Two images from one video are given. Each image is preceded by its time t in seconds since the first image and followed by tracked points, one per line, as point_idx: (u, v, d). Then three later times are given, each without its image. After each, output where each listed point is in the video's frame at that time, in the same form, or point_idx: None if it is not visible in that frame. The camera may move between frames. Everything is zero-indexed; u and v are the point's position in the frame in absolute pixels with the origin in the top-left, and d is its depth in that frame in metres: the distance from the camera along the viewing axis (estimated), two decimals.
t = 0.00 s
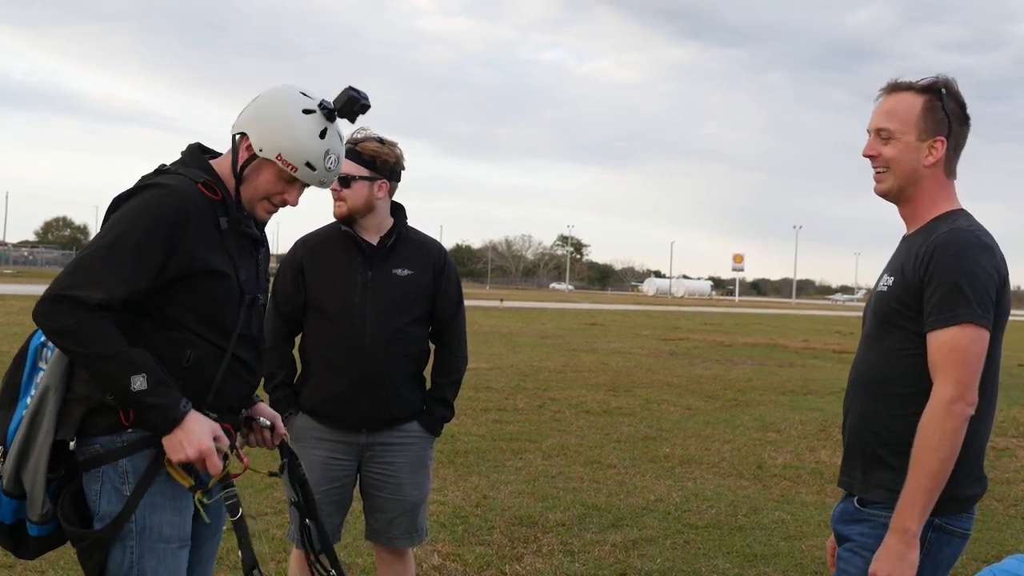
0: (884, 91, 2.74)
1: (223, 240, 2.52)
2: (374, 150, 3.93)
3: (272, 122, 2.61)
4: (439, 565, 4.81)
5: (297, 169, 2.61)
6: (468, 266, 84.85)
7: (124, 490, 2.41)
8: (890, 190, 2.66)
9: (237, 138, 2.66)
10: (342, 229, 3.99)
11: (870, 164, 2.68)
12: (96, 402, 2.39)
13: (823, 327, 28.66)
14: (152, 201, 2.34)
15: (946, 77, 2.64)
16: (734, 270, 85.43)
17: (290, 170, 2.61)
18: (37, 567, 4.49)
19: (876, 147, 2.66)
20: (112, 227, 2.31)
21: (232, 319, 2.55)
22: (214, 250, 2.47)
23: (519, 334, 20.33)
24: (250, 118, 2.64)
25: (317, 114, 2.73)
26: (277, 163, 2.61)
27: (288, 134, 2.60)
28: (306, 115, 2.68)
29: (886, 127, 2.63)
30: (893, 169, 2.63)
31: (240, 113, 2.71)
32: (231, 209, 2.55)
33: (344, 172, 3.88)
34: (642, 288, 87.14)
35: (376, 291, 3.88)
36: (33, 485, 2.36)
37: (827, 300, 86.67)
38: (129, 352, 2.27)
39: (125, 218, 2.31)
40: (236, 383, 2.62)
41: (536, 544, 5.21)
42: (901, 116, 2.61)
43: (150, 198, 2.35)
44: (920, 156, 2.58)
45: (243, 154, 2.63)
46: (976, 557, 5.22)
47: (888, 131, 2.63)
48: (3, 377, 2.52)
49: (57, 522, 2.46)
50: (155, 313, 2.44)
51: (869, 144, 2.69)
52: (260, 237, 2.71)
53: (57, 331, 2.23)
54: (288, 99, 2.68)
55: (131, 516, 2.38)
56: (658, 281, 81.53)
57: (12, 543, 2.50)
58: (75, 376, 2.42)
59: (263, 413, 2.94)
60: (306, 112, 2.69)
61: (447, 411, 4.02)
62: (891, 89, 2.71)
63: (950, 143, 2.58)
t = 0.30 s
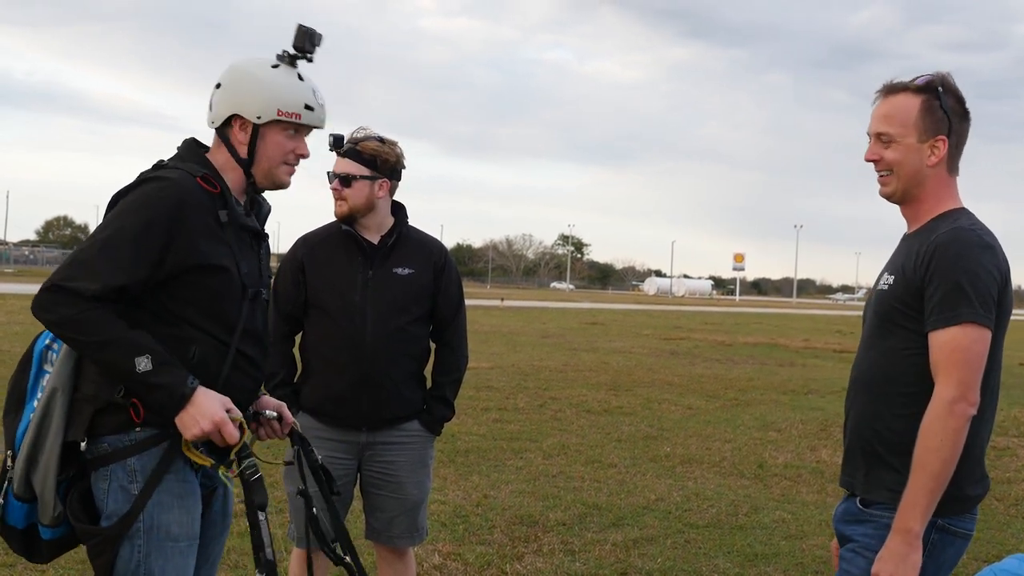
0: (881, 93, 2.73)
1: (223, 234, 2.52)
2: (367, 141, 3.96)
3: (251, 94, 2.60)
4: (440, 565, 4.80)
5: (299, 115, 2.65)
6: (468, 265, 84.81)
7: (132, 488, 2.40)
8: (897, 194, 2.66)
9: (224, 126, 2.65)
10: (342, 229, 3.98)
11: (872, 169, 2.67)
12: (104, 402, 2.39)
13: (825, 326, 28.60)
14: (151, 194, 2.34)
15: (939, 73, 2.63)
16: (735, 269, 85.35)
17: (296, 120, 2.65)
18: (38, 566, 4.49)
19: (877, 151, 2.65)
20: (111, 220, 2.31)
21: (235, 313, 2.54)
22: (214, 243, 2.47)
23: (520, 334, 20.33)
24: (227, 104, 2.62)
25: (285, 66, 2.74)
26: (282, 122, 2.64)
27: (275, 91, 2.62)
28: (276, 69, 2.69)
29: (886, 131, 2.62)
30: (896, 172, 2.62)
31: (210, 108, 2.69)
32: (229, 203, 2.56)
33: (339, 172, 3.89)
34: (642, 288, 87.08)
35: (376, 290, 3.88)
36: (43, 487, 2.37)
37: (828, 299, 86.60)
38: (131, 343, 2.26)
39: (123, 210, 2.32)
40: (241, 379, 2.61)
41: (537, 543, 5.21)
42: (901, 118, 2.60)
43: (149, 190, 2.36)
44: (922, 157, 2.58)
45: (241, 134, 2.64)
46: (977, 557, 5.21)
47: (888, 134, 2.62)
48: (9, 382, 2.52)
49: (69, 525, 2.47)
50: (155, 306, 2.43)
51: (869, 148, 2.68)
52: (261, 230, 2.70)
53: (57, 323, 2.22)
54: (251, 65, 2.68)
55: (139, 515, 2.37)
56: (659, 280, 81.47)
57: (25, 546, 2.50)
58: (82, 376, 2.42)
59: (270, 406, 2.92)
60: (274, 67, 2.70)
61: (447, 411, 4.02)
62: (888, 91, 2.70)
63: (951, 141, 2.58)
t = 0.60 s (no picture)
0: (879, 92, 2.73)
1: (219, 227, 2.51)
2: (382, 141, 3.99)
3: (237, 89, 2.60)
4: (441, 564, 4.80)
5: (288, 106, 2.67)
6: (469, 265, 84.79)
7: (140, 487, 2.39)
8: (892, 192, 2.65)
9: (213, 126, 2.64)
10: (342, 230, 3.98)
11: (868, 167, 2.67)
12: (109, 401, 2.39)
13: (826, 326, 28.56)
14: (144, 191, 2.34)
15: (937, 73, 2.63)
16: (735, 269, 85.34)
17: (285, 111, 2.66)
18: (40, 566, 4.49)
19: (873, 149, 2.65)
20: (108, 221, 2.31)
21: (234, 306, 2.54)
22: (211, 236, 2.47)
23: (521, 333, 20.33)
24: (212, 103, 2.61)
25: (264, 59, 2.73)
26: (271, 114, 2.65)
27: (261, 84, 2.62)
28: (256, 63, 2.69)
29: (884, 129, 2.62)
30: (892, 171, 2.62)
31: (193, 109, 2.67)
32: (222, 197, 2.56)
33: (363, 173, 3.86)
34: (643, 288, 87.06)
35: (376, 289, 3.88)
36: (54, 492, 2.36)
37: (829, 299, 86.54)
38: (134, 344, 2.27)
39: (118, 211, 2.32)
40: (244, 373, 2.60)
41: (537, 542, 5.21)
42: (898, 117, 2.60)
43: (142, 188, 2.35)
44: (918, 157, 2.58)
45: (231, 132, 2.64)
46: (978, 557, 5.21)
47: (885, 133, 2.62)
48: (14, 391, 2.51)
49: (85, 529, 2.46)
50: (156, 305, 2.43)
51: (865, 146, 2.68)
52: (256, 225, 2.70)
53: (65, 333, 2.24)
54: (230, 62, 2.67)
55: (147, 513, 2.37)
56: (660, 280, 81.44)
57: (42, 555, 2.49)
58: (85, 379, 2.43)
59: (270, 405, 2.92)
60: (253, 60, 2.69)
61: (447, 409, 4.01)
62: (886, 89, 2.70)
63: (948, 141, 2.57)
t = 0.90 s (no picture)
0: (885, 87, 2.72)
1: (220, 228, 2.51)
2: (387, 141, 4.04)
3: (236, 90, 2.59)
4: (441, 564, 4.80)
5: (288, 105, 2.67)
6: (469, 265, 84.80)
7: (141, 486, 2.39)
8: (885, 188, 2.65)
9: (213, 128, 2.64)
10: (342, 231, 3.98)
11: (864, 161, 2.67)
12: (111, 401, 2.39)
13: (827, 326, 28.54)
14: (145, 193, 2.34)
15: (945, 77, 2.63)
16: (736, 269, 85.31)
17: (285, 110, 2.66)
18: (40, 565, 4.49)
19: (871, 144, 2.65)
20: (110, 222, 2.31)
21: (235, 307, 2.54)
22: (212, 237, 2.47)
23: (521, 333, 20.31)
24: (212, 105, 2.61)
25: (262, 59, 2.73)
26: (271, 114, 2.65)
27: (260, 85, 2.62)
28: (254, 64, 2.68)
29: (884, 124, 2.62)
30: (887, 167, 2.62)
31: (192, 112, 2.67)
32: (224, 198, 2.55)
33: (375, 173, 3.89)
34: (643, 288, 87.05)
35: (377, 289, 3.87)
36: (56, 491, 2.36)
37: (829, 299, 86.52)
38: (136, 346, 2.26)
39: (119, 212, 2.32)
40: (244, 373, 2.60)
41: (538, 542, 5.20)
42: (900, 113, 2.60)
43: (144, 188, 2.35)
44: (914, 155, 2.57)
45: (233, 134, 2.64)
46: (979, 557, 5.21)
47: (885, 128, 2.62)
48: (16, 391, 2.51)
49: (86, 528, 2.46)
50: (157, 305, 2.43)
51: (865, 139, 2.68)
52: (256, 226, 2.70)
53: (67, 334, 2.24)
54: (228, 63, 2.66)
55: (148, 512, 2.37)
56: (660, 280, 81.46)
57: (45, 554, 2.48)
58: (86, 379, 2.42)
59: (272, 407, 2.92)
60: (251, 61, 2.69)
61: (448, 409, 4.01)
62: (892, 85, 2.69)
63: (946, 144, 2.57)
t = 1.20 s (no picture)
0: (878, 91, 2.72)
1: (220, 228, 2.51)
2: (386, 141, 4.04)
3: (236, 90, 2.60)
4: (441, 564, 4.80)
5: (289, 105, 2.67)
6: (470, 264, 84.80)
7: (143, 486, 2.39)
8: (892, 191, 2.65)
9: (213, 128, 2.64)
10: (343, 233, 3.98)
11: (868, 167, 2.67)
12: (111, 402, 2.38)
13: (828, 325, 28.52)
14: (145, 193, 2.34)
15: (935, 71, 2.63)
16: (736, 269, 85.30)
17: (286, 110, 2.66)
18: (40, 565, 4.50)
19: (873, 149, 2.65)
20: (110, 224, 2.31)
21: (236, 307, 2.54)
22: (212, 237, 2.47)
23: (521, 333, 20.31)
24: (213, 105, 2.61)
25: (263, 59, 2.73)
26: (272, 114, 2.65)
27: (260, 84, 2.62)
28: (254, 63, 2.68)
29: (883, 128, 2.62)
30: (892, 169, 2.62)
31: (193, 111, 2.67)
32: (224, 198, 2.55)
33: (375, 174, 3.89)
34: (643, 287, 87.05)
35: (377, 289, 3.88)
36: (58, 492, 2.36)
37: (830, 298, 86.50)
38: (135, 350, 2.26)
39: (119, 213, 2.32)
40: (245, 373, 2.60)
41: (538, 542, 5.21)
42: (897, 117, 2.60)
43: (144, 190, 2.35)
44: (918, 155, 2.57)
45: (233, 133, 2.64)
46: (979, 556, 5.21)
47: (885, 132, 2.62)
48: (19, 390, 2.50)
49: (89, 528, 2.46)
50: (157, 306, 2.43)
51: (865, 147, 2.68)
52: (257, 226, 2.70)
53: (66, 335, 2.23)
54: (229, 63, 2.67)
55: (149, 513, 2.38)
56: (660, 280, 81.45)
57: (47, 553, 2.48)
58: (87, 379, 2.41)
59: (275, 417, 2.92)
60: (252, 60, 2.69)
61: (449, 408, 4.01)
62: (884, 88, 2.70)
63: (947, 139, 2.57)
